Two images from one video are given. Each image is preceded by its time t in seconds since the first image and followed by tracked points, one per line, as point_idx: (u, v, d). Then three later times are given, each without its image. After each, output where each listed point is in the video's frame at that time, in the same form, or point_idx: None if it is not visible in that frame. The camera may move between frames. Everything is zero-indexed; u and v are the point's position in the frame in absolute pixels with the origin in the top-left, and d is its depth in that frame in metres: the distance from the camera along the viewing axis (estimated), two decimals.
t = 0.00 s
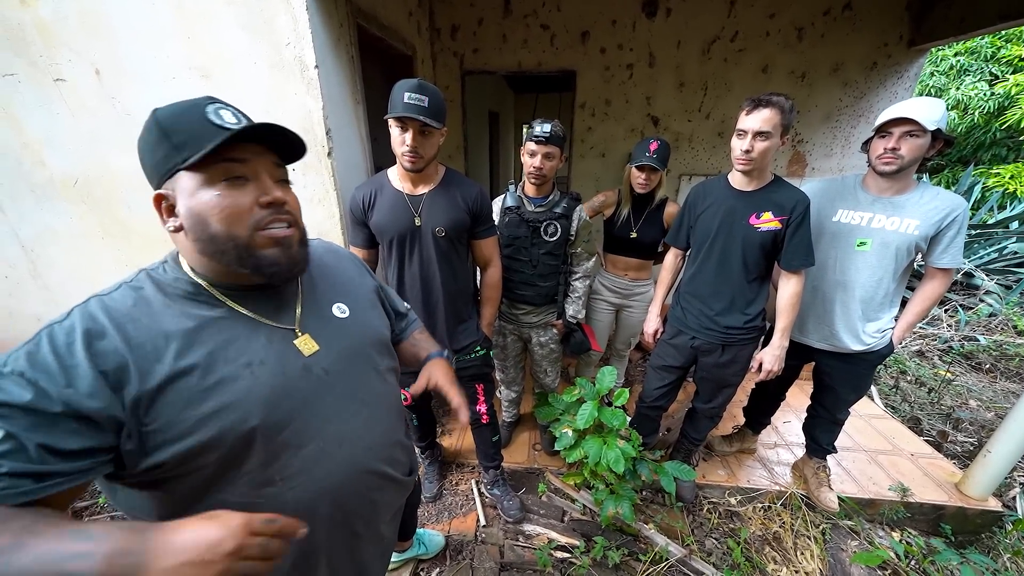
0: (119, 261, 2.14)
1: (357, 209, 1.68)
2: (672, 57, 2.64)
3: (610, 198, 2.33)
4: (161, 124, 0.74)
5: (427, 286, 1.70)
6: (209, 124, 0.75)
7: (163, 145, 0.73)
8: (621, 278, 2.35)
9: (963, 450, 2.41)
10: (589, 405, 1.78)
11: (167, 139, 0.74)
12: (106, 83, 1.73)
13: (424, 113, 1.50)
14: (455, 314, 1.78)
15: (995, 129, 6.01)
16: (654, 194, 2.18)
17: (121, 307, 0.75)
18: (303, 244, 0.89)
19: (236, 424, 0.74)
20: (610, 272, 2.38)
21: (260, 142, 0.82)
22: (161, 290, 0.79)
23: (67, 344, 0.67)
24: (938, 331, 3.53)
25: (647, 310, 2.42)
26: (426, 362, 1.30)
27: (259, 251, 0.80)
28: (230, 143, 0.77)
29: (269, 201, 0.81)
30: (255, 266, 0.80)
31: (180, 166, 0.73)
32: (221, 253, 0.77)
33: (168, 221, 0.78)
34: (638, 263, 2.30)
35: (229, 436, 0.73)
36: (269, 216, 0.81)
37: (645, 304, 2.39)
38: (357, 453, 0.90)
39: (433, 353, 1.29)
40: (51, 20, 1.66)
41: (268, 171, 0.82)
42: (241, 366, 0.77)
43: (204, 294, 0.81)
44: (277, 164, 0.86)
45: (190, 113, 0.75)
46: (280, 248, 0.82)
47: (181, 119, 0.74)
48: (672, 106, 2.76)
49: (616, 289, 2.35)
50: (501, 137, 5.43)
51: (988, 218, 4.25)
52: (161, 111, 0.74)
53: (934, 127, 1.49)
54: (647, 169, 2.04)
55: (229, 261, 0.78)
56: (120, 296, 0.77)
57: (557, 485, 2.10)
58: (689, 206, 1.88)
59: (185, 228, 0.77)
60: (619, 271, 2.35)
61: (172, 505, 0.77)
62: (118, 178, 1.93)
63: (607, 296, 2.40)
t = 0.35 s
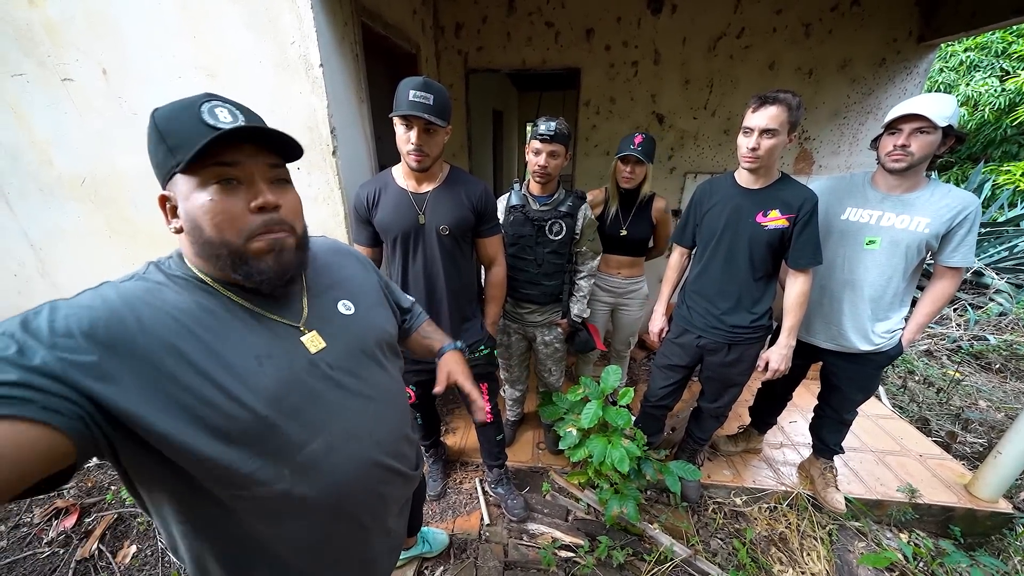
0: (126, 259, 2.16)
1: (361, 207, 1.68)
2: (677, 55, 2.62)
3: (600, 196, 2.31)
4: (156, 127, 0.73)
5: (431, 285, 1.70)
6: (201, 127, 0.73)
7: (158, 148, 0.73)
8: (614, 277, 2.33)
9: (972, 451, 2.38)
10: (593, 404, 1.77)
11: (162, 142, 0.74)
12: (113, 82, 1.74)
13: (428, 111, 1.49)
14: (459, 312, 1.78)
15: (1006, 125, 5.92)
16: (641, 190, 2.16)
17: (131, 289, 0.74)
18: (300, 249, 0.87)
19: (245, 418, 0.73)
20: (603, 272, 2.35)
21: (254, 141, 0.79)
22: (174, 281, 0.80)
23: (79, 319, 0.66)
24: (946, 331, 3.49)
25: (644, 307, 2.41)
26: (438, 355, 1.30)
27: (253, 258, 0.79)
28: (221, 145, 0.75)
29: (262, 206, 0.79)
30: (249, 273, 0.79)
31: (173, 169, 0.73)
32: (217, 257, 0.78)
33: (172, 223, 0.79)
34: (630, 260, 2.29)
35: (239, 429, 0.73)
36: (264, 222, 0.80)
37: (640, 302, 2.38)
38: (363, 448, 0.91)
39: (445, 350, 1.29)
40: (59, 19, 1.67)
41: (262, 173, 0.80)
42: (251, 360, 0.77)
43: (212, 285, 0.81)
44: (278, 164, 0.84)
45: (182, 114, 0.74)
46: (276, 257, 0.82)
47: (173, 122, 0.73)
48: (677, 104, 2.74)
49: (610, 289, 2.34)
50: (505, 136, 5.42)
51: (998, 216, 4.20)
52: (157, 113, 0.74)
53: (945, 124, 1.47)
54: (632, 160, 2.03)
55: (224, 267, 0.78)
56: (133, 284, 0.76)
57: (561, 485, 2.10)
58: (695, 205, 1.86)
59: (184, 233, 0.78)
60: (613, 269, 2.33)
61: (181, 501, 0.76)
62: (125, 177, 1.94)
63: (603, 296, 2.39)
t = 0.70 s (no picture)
0: (127, 257, 2.15)
1: (363, 205, 1.67)
2: (681, 52, 2.60)
3: (597, 194, 2.31)
4: (195, 124, 0.71)
5: (433, 283, 1.69)
6: (249, 130, 0.74)
7: (200, 146, 0.71)
8: (613, 276, 2.33)
9: (975, 452, 2.37)
10: (595, 404, 1.77)
11: (202, 140, 0.71)
12: (114, 79, 1.73)
13: (430, 108, 1.48)
14: (461, 311, 1.77)
15: (1013, 124, 5.87)
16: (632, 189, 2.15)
17: (142, 298, 0.72)
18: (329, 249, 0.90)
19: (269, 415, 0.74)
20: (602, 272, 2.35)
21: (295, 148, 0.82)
22: (186, 284, 0.77)
23: (103, 338, 0.65)
24: (950, 331, 3.47)
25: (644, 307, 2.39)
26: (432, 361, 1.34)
27: (294, 258, 0.80)
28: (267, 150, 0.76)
29: (305, 208, 0.81)
30: (290, 272, 0.81)
31: (218, 170, 0.71)
32: (256, 258, 0.77)
33: (199, 222, 0.76)
34: (626, 259, 2.30)
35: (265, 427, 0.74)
36: (303, 223, 0.81)
37: (640, 302, 2.37)
38: (378, 442, 0.91)
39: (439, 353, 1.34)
40: (59, 15, 1.66)
41: (302, 176, 0.82)
42: (274, 360, 0.77)
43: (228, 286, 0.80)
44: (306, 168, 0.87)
45: (227, 115, 0.73)
46: (311, 257, 0.83)
47: (216, 123, 0.72)
48: (681, 101, 2.72)
49: (609, 289, 2.34)
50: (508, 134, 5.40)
51: (1004, 216, 4.17)
52: (195, 110, 0.72)
53: (953, 122, 1.46)
54: (626, 156, 2.02)
55: (263, 266, 0.78)
56: (142, 289, 0.73)
57: (563, 484, 2.10)
58: (699, 203, 1.85)
59: (216, 232, 0.75)
60: (612, 268, 2.32)
61: (191, 502, 0.75)
62: (127, 175, 1.93)
63: (603, 297, 2.38)
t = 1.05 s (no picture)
0: (124, 256, 2.14)
1: (362, 205, 1.67)
2: (681, 53, 2.61)
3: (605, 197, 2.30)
4: (161, 124, 0.71)
5: (432, 283, 1.69)
6: (213, 126, 0.73)
7: (167, 146, 0.70)
8: (621, 280, 2.32)
9: (973, 452, 2.38)
10: (594, 405, 1.77)
11: (168, 139, 0.71)
12: (112, 77, 1.72)
13: (430, 108, 1.48)
14: (460, 312, 1.77)
15: (1010, 126, 5.91)
16: (645, 190, 2.14)
17: (120, 308, 0.70)
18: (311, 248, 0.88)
19: (264, 421, 0.73)
20: (609, 275, 2.34)
21: (267, 143, 0.80)
22: (170, 292, 0.76)
23: (84, 354, 0.63)
24: (948, 332, 3.48)
25: (649, 311, 2.40)
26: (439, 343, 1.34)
27: (269, 259, 0.79)
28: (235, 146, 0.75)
29: (280, 206, 0.79)
30: (264, 273, 0.79)
31: (184, 169, 0.71)
32: (231, 260, 0.76)
33: (174, 225, 0.76)
34: (638, 263, 2.28)
35: (263, 434, 0.73)
36: (279, 221, 0.79)
37: (646, 305, 2.37)
38: (381, 443, 0.90)
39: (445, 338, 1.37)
40: (56, 12, 1.65)
41: (274, 173, 0.80)
42: (265, 366, 0.76)
43: (217, 293, 0.80)
44: (285, 162, 0.85)
45: (192, 112, 0.73)
46: (292, 255, 0.81)
47: (181, 120, 0.72)
48: (680, 102, 2.72)
49: (616, 292, 2.33)
50: (508, 134, 5.40)
51: (1001, 217, 4.19)
52: (160, 110, 0.71)
53: (950, 124, 1.46)
54: (637, 156, 2.01)
55: (238, 268, 0.77)
56: (122, 298, 0.71)
57: (562, 484, 2.09)
58: (697, 204, 1.85)
59: (191, 233, 0.75)
60: (619, 272, 2.32)
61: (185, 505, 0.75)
62: (124, 174, 1.92)
63: (608, 300, 2.37)
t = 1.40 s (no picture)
0: (118, 257, 2.12)
1: (359, 206, 1.66)
2: (677, 56, 2.62)
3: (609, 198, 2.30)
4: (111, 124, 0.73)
5: (429, 284, 1.69)
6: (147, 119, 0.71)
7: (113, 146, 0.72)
8: (621, 282, 2.32)
9: (965, 453, 2.40)
10: (591, 406, 1.77)
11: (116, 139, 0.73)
12: (105, 75, 1.70)
13: (428, 109, 1.48)
14: (457, 313, 1.76)
15: (1000, 131, 6.00)
16: (650, 192, 2.15)
17: (98, 309, 0.71)
18: (268, 245, 0.83)
19: (242, 425, 0.72)
20: (610, 277, 2.35)
21: (209, 134, 0.76)
22: (150, 293, 0.77)
23: (56, 355, 0.64)
24: (940, 334, 3.52)
25: (648, 314, 2.41)
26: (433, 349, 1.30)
27: (212, 258, 0.76)
28: (170, 140, 0.73)
29: (217, 202, 0.76)
30: (210, 273, 0.77)
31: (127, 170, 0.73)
32: (179, 260, 0.76)
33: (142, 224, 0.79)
34: (640, 265, 2.28)
35: (241, 437, 0.72)
36: (220, 219, 0.77)
37: (645, 307, 2.38)
38: (369, 447, 0.89)
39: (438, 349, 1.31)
40: (50, 10, 1.63)
41: (218, 168, 0.77)
42: (243, 367, 0.75)
43: (193, 293, 0.80)
44: (238, 157, 0.81)
45: (134, 107, 0.72)
46: (235, 254, 0.78)
47: (125, 117, 0.72)
48: (677, 105, 2.74)
49: (616, 294, 2.33)
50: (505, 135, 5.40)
51: (992, 221, 4.25)
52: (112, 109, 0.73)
53: (939, 128, 1.48)
54: (642, 156, 2.02)
55: (186, 269, 0.77)
56: (101, 299, 0.73)
57: (559, 486, 2.09)
58: (693, 206, 1.86)
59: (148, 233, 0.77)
60: (619, 274, 2.32)
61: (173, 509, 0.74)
62: (117, 173, 1.90)
63: (607, 301, 2.38)
